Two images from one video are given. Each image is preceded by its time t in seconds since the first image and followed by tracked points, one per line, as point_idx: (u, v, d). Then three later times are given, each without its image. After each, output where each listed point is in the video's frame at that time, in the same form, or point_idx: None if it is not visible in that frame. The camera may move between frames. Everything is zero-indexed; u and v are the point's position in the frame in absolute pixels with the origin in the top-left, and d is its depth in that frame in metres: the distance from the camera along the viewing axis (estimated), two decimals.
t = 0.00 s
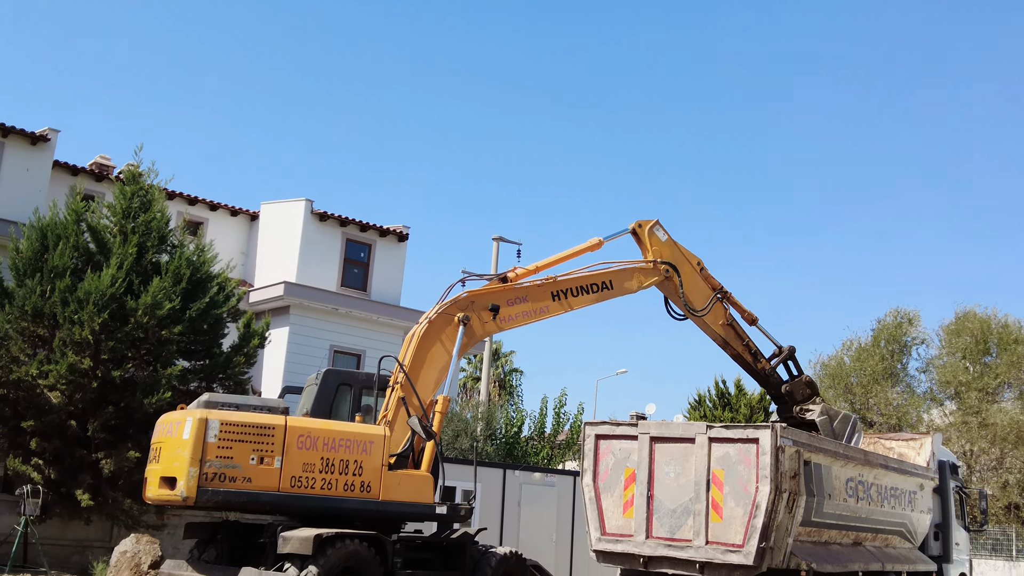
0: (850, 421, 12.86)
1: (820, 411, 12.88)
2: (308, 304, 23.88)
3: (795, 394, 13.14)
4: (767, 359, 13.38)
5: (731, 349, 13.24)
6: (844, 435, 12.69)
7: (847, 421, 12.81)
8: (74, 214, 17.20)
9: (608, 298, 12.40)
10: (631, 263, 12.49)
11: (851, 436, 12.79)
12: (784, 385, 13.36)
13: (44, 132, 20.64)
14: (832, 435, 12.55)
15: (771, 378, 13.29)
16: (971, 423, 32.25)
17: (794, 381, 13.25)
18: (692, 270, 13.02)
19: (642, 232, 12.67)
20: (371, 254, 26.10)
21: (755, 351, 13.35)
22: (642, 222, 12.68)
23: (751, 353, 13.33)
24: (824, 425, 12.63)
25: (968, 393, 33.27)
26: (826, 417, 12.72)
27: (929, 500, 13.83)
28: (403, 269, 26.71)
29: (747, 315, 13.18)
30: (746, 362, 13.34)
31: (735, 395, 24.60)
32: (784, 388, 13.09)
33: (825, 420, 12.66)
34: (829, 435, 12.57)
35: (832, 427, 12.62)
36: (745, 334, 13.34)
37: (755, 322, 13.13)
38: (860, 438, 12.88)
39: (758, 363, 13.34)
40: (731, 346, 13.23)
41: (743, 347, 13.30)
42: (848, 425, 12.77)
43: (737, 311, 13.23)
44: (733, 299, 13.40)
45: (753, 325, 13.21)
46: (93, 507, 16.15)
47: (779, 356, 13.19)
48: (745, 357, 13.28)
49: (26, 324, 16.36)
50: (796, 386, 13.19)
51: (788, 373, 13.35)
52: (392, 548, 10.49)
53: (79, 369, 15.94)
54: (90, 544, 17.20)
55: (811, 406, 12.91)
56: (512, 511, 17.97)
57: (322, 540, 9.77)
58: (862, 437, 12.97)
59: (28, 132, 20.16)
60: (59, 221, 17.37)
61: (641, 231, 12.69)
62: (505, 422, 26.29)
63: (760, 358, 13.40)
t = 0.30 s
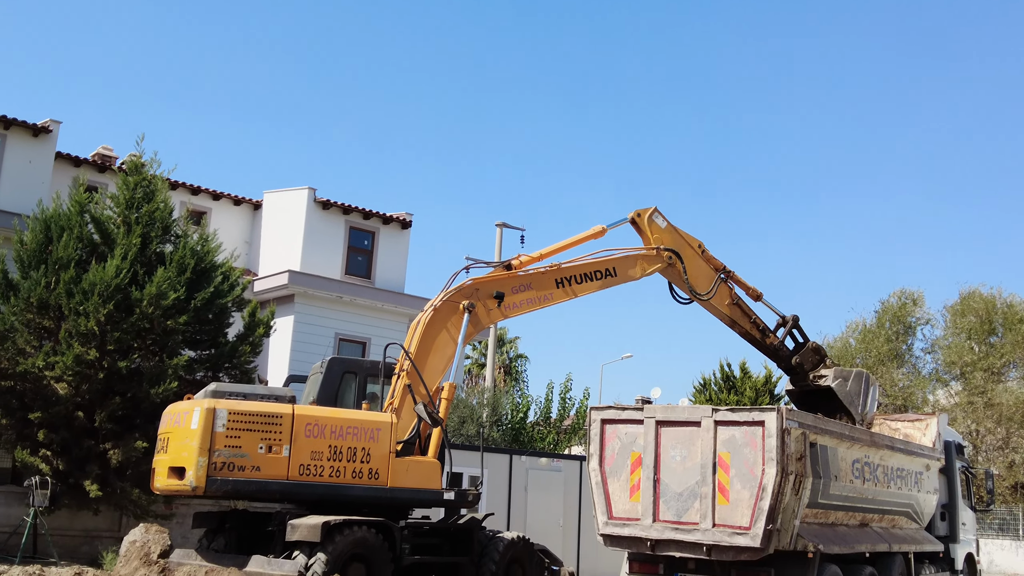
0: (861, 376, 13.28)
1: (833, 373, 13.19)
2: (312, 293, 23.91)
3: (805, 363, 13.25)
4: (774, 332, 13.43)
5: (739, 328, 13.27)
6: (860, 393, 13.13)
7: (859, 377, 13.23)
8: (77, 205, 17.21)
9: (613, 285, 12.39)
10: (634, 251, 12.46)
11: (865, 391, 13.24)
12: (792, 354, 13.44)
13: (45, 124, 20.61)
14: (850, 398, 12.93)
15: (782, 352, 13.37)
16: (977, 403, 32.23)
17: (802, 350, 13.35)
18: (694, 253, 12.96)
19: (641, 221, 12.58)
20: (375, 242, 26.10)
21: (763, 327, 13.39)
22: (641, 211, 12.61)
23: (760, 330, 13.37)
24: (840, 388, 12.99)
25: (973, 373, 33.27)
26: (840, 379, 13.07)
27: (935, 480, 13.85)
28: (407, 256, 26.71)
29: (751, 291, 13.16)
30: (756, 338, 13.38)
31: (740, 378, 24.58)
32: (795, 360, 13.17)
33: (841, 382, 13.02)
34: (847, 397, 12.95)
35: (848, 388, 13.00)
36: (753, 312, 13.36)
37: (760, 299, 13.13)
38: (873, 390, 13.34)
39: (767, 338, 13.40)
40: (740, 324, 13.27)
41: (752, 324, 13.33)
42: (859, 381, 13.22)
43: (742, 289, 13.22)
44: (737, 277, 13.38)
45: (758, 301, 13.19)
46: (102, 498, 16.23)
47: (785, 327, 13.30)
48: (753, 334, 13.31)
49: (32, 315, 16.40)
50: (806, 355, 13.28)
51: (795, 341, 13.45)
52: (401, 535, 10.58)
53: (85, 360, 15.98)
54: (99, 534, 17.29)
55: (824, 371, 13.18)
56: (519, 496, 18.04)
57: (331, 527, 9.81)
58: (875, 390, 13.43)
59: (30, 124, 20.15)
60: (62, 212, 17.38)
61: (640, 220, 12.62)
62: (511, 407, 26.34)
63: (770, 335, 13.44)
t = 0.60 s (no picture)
0: (873, 336, 13.38)
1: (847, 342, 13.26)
2: (317, 287, 23.92)
3: (817, 338, 13.35)
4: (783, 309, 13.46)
5: (750, 309, 13.30)
6: (876, 353, 13.30)
7: (872, 338, 13.34)
8: (82, 202, 17.23)
9: (617, 273, 12.39)
10: (639, 239, 12.47)
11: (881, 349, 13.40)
12: (803, 330, 13.49)
13: (49, 121, 20.62)
14: (869, 365, 13.09)
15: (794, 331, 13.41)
16: (983, 390, 32.18)
17: (811, 325, 13.40)
18: (699, 239, 13.00)
19: (643, 210, 12.64)
20: (379, 235, 26.10)
21: (773, 307, 13.42)
22: (642, 201, 12.65)
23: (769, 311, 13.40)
24: (858, 356, 13.12)
25: (980, 359, 33.18)
26: (856, 347, 13.16)
27: (942, 468, 13.84)
28: (411, 249, 26.70)
29: (760, 272, 13.20)
30: (767, 318, 13.42)
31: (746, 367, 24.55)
32: (807, 338, 13.24)
33: (857, 350, 13.12)
34: (865, 364, 13.11)
35: (864, 354, 13.14)
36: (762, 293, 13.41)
37: (768, 278, 13.16)
38: (887, 346, 13.47)
39: (778, 317, 13.43)
40: (750, 305, 13.31)
41: (761, 305, 13.36)
42: (874, 341, 13.34)
43: (749, 271, 13.26)
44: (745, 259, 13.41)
45: (766, 281, 13.22)
46: (110, 494, 16.28)
47: (792, 302, 13.35)
48: (764, 314, 13.35)
49: (39, 312, 16.44)
50: (816, 331, 13.35)
51: (804, 315, 13.50)
52: (409, 527, 10.60)
53: (92, 356, 16.02)
54: (108, 530, 17.35)
55: (837, 342, 13.22)
56: (526, 488, 18.07)
57: (339, 520, 9.83)
58: (889, 345, 13.55)
59: (34, 121, 20.16)
60: (67, 208, 17.40)
61: (642, 209, 12.67)
62: (517, 399, 26.36)
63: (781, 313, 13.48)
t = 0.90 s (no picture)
0: (875, 311, 13.36)
1: (849, 319, 13.28)
2: (322, 284, 23.94)
3: (819, 318, 13.39)
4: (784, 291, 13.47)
5: (750, 291, 13.30)
6: (879, 328, 13.27)
7: (874, 313, 13.33)
8: (86, 201, 17.26)
9: (616, 259, 12.38)
10: (637, 223, 12.45)
11: (884, 324, 13.39)
12: (803, 310, 13.53)
13: (52, 121, 20.65)
14: (872, 340, 13.08)
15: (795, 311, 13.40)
16: (990, 381, 32.14)
17: (812, 304, 13.45)
18: (698, 221, 12.97)
19: (641, 192, 12.55)
20: (383, 232, 26.11)
21: (773, 288, 13.40)
22: (639, 183, 12.57)
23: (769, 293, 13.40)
24: (860, 332, 13.12)
25: (986, 350, 33.11)
26: (858, 323, 13.17)
27: (949, 459, 13.82)
28: (415, 245, 26.71)
29: (760, 253, 13.17)
30: (767, 299, 13.42)
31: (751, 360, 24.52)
32: (809, 318, 13.29)
33: (860, 326, 13.12)
34: (869, 340, 13.11)
35: (867, 329, 13.14)
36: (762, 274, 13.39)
37: (768, 259, 13.13)
38: (889, 320, 13.45)
39: (778, 298, 13.43)
40: (749, 287, 13.29)
41: (761, 287, 13.35)
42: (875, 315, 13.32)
43: (749, 252, 13.23)
44: (744, 240, 13.33)
45: (765, 261, 13.20)
46: (117, 492, 16.34)
47: (791, 281, 13.36)
48: (764, 295, 13.35)
49: (44, 312, 16.44)
50: (816, 311, 13.39)
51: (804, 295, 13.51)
52: (415, 523, 10.61)
53: (98, 356, 16.05)
54: (116, 529, 17.40)
55: (839, 320, 13.25)
56: (533, 483, 18.09)
57: (345, 517, 9.86)
58: (892, 320, 13.53)
59: (37, 121, 20.19)
60: (71, 208, 17.43)
61: (640, 192, 12.57)
62: (522, 394, 26.37)
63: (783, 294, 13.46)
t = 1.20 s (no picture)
0: (876, 300, 13.15)
1: (849, 308, 13.14)
2: (325, 283, 23.95)
3: (818, 305, 13.34)
4: (784, 277, 13.46)
5: (749, 277, 13.33)
6: (879, 318, 13.04)
7: (875, 301, 13.09)
8: (89, 201, 17.28)
9: (614, 247, 12.36)
10: (634, 209, 12.45)
11: (885, 314, 13.13)
12: (804, 297, 13.50)
13: (54, 121, 20.67)
14: (871, 329, 12.88)
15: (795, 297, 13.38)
16: (995, 373, 32.12)
17: (812, 291, 13.38)
18: (696, 206, 12.96)
19: (638, 178, 12.56)
20: (386, 230, 26.12)
21: (772, 273, 13.42)
22: (637, 167, 12.60)
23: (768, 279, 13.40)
24: (859, 322, 12.96)
25: (990, 342, 33.04)
26: (857, 311, 13.03)
27: (954, 453, 13.81)
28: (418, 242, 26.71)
29: (759, 239, 13.19)
30: (766, 286, 13.44)
31: (755, 355, 24.49)
32: (807, 305, 13.24)
33: (859, 315, 12.97)
34: (867, 329, 12.92)
35: (867, 319, 12.93)
36: (761, 259, 13.39)
37: (769, 245, 13.24)
38: (891, 309, 13.18)
39: (778, 284, 13.44)
40: (749, 273, 13.32)
41: (760, 272, 13.36)
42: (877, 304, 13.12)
43: (748, 238, 13.22)
44: (742, 226, 13.38)
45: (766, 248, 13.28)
46: (123, 492, 16.37)
47: (791, 268, 13.38)
48: (763, 281, 13.37)
49: (48, 313, 16.51)
50: (817, 298, 13.34)
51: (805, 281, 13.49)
52: (421, 520, 10.62)
53: (102, 355, 16.08)
54: (121, 528, 17.45)
55: (838, 308, 13.16)
56: (537, 479, 18.09)
57: (351, 515, 9.87)
58: (895, 310, 13.19)
59: (39, 122, 20.22)
60: (74, 208, 17.45)
61: (638, 177, 12.58)
62: (526, 391, 26.38)
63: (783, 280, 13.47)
